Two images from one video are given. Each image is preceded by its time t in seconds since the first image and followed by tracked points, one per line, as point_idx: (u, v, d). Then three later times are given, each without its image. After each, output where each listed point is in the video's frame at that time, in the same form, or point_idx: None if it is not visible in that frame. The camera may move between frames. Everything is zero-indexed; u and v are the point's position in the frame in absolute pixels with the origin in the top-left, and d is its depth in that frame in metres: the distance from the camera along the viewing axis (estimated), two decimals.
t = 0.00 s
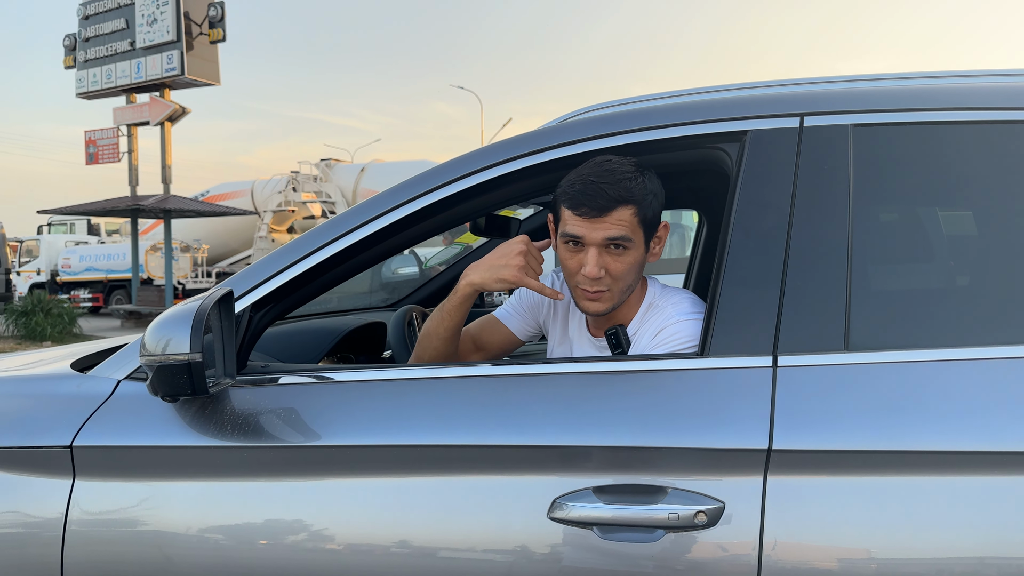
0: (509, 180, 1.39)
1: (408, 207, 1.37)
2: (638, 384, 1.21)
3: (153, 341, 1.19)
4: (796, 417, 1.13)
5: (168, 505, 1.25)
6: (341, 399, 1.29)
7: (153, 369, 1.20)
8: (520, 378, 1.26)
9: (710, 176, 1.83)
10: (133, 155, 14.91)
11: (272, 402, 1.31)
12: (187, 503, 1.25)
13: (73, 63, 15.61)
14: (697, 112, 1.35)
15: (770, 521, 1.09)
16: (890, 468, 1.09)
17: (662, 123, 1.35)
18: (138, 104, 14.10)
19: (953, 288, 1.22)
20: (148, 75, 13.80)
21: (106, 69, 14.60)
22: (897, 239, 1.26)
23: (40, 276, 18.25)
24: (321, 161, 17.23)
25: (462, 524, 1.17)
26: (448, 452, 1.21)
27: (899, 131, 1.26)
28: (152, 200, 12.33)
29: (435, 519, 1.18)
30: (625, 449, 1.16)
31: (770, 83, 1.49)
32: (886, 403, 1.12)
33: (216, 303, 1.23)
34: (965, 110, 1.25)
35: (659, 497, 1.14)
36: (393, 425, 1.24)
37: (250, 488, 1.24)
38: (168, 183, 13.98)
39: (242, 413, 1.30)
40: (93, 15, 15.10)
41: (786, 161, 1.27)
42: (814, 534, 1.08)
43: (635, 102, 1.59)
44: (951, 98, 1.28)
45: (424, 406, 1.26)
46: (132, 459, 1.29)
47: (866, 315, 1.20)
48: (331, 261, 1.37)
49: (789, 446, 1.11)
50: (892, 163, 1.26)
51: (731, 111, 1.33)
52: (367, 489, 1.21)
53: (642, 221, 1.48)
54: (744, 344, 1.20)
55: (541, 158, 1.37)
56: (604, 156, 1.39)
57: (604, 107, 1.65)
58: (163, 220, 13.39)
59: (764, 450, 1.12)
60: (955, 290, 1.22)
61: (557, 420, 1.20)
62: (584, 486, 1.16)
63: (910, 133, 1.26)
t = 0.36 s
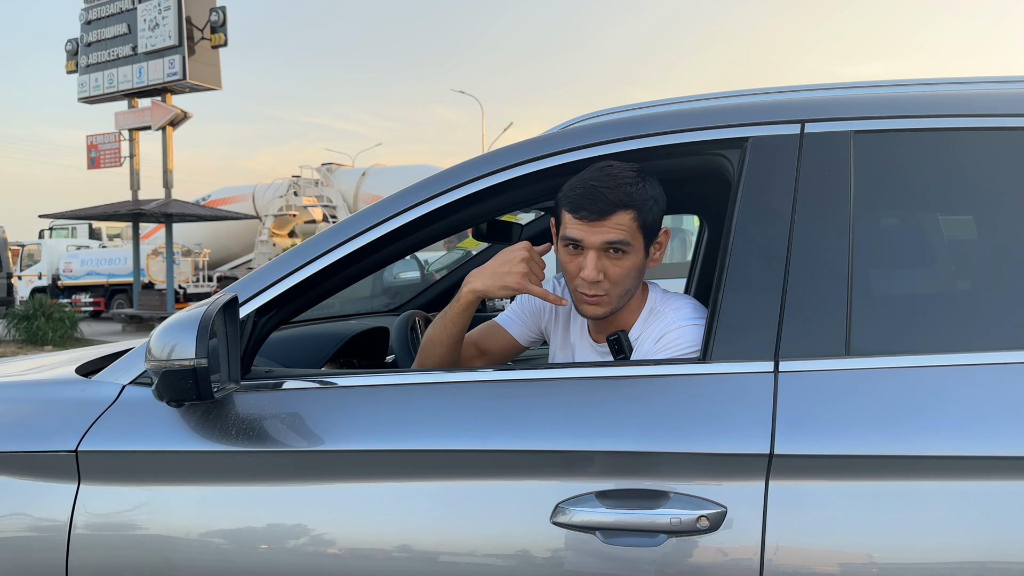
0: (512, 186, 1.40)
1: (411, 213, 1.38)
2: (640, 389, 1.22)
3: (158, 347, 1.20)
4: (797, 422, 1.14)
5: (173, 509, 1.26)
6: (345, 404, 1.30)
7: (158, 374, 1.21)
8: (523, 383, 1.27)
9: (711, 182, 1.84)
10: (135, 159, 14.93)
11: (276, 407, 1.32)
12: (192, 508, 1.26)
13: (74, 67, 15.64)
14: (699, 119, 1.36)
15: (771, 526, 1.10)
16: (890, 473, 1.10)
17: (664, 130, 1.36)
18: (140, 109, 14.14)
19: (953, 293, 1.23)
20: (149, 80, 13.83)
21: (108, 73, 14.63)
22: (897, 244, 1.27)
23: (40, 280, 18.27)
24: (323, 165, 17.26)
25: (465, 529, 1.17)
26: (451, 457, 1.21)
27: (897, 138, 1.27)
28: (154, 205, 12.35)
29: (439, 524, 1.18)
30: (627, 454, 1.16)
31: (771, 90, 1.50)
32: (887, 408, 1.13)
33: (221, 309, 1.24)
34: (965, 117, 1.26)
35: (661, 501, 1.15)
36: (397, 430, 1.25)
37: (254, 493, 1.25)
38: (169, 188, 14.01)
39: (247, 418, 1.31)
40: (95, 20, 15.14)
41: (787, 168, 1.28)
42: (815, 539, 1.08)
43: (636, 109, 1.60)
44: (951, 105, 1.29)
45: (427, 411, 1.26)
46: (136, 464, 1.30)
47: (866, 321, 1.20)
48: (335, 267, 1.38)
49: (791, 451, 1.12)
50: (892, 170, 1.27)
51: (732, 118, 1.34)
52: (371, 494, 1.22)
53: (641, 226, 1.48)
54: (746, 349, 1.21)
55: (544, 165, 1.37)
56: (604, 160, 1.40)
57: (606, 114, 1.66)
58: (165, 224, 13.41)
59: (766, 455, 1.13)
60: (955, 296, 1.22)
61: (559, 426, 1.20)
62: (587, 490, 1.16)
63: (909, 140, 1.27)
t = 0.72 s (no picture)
0: (516, 189, 1.41)
1: (416, 216, 1.38)
2: (645, 391, 1.23)
3: (165, 349, 1.21)
4: (801, 425, 1.14)
5: (180, 511, 1.27)
6: (351, 406, 1.31)
7: (165, 377, 1.22)
8: (528, 386, 1.27)
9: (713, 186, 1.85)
10: (137, 162, 14.97)
11: (282, 409, 1.33)
12: (199, 509, 1.26)
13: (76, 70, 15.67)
14: (703, 123, 1.36)
15: (775, 528, 1.10)
16: (893, 476, 1.10)
17: (668, 134, 1.36)
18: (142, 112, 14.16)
19: (955, 296, 1.23)
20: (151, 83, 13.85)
21: (110, 76, 14.65)
22: (899, 248, 1.28)
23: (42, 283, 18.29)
24: (324, 169, 17.28)
25: (470, 530, 1.18)
26: (456, 459, 1.22)
27: (899, 143, 1.28)
28: (156, 208, 12.37)
29: (444, 525, 1.19)
30: (632, 457, 1.17)
31: (774, 94, 1.51)
32: (890, 411, 1.14)
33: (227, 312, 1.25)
34: (968, 121, 1.27)
35: (666, 504, 1.15)
36: (403, 432, 1.25)
37: (260, 494, 1.26)
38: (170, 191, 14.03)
39: (253, 420, 1.32)
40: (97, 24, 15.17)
41: (791, 172, 1.28)
42: (819, 541, 1.09)
43: (640, 114, 1.61)
44: (954, 109, 1.29)
45: (433, 413, 1.27)
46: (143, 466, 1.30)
47: (870, 324, 1.21)
48: (340, 270, 1.38)
49: (795, 454, 1.12)
50: (894, 174, 1.28)
51: (736, 122, 1.34)
52: (377, 496, 1.23)
53: (645, 226, 1.48)
54: (750, 352, 1.21)
55: (549, 168, 1.38)
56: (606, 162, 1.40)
57: (609, 118, 1.67)
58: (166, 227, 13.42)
59: (770, 457, 1.13)
60: (956, 299, 1.23)
61: (564, 428, 1.21)
62: (592, 492, 1.17)
63: (912, 144, 1.28)
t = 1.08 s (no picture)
0: (526, 194, 1.42)
1: (427, 220, 1.40)
2: (654, 394, 1.24)
3: (180, 352, 1.22)
4: (811, 428, 1.15)
5: (192, 513, 1.28)
6: (362, 409, 1.31)
7: (180, 380, 1.23)
8: (539, 389, 1.28)
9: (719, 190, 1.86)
10: (138, 166, 14.99)
11: (294, 412, 1.34)
12: (211, 512, 1.27)
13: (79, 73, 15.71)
14: (711, 128, 1.38)
15: (785, 530, 1.11)
16: (902, 478, 1.11)
17: (677, 139, 1.38)
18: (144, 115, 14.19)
19: (961, 300, 1.24)
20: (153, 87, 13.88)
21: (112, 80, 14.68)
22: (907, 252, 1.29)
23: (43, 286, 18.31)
24: (325, 172, 17.31)
25: (482, 532, 1.18)
26: (468, 462, 1.23)
27: (906, 148, 1.29)
28: (158, 211, 12.38)
29: (456, 527, 1.20)
30: (643, 459, 1.18)
31: (781, 99, 1.52)
32: (898, 414, 1.14)
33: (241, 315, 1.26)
34: (975, 127, 1.28)
35: (677, 506, 1.16)
36: (415, 435, 1.26)
37: (272, 497, 1.26)
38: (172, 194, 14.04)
39: (265, 423, 1.33)
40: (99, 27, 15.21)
41: (799, 176, 1.30)
42: (829, 543, 1.09)
43: (647, 119, 1.62)
44: (960, 115, 1.30)
45: (444, 416, 1.28)
46: (156, 468, 1.31)
47: (878, 327, 1.22)
48: (351, 274, 1.40)
49: (805, 456, 1.13)
50: (901, 178, 1.29)
51: (744, 128, 1.36)
52: (388, 499, 1.23)
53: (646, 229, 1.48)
54: (759, 355, 1.22)
55: (559, 173, 1.40)
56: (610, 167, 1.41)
57: (616, 124, 1.69)
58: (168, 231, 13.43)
59: (780, 460, 1.14)
60: (963, 303, 1.24)
61: (575, 431, 1.22)
62: (603, 495, 1.17)
63: (919, 149, 1.29)
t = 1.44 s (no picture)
0: (532, 198, 1.45)
1: (434, 224, 1.42)
2: (658, 395, 1.26)
3: (194, 354, 1.25)
4: (812, 427, 1.17)
5: (204, 512, 1.30)
6: (371, 409, 1.34)
7: (194, 381, 1.25)
8: (544, 390, 1.31)
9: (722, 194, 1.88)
10: (139, 169, 15.03)
11: (305, 412, 1.36)
12: (223, 510, 1.29)
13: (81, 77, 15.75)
14: (713, 133, 1.40)
15: (786, 527, 1.13)
16: (901, 476, 1.14)
17: (680, 145, 1.40)
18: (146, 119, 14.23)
19: (959, 302, 1.27)
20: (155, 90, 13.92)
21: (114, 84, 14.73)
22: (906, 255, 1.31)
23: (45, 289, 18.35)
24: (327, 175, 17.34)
25: (489, 530, 1.21)
26: (475, 461, 1.25)
27: (905, 153, 1.32)
28: (161, 215, 12.42)
29: (464, 526, 1.22)
30: (647, 458, 1.20)
31: (782, 105, 1.55)
32: (897, 414, 1.17)
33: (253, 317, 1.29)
34: (972, 132, 1.30)
35: (680, 504, 1.18)
36: (423, 435, 1.28)
37: (282, 496, 1.29)
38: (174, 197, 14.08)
39: (276, 423, 1.35)
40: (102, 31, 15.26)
41: (800, 181, 1.32)
42: (830, 540, 1.12)
43: (651, 124, 1.65)
44: (957, 121, 1.33)
45: (451, 416, 1.30)
46: (169, 468, 1.34)
47: (877, 328, 1.24)
48: (359, 277, 1.42)
49: (806, 455, 1.16)
50: (900, 183, 1.31)
51: (746, 133, 1.38)
52: (397, 497, 1.26)
53: (642, 234, 1.50)
54: (761, 355, 1.25)
55: (563, 178, 1.42)
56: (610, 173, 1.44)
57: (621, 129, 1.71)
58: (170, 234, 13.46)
59: (782, 458, 1.16)
60: (960, 305, 1.26)
61: (580, 431, 1.24)
62: (608, 493, 1.20)
63: (918, 154, 1.31)
